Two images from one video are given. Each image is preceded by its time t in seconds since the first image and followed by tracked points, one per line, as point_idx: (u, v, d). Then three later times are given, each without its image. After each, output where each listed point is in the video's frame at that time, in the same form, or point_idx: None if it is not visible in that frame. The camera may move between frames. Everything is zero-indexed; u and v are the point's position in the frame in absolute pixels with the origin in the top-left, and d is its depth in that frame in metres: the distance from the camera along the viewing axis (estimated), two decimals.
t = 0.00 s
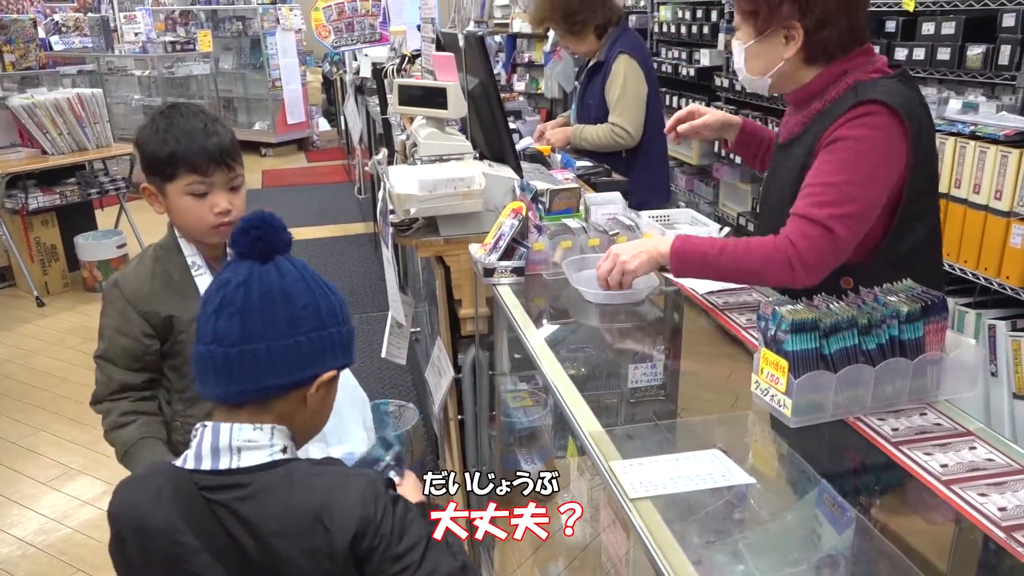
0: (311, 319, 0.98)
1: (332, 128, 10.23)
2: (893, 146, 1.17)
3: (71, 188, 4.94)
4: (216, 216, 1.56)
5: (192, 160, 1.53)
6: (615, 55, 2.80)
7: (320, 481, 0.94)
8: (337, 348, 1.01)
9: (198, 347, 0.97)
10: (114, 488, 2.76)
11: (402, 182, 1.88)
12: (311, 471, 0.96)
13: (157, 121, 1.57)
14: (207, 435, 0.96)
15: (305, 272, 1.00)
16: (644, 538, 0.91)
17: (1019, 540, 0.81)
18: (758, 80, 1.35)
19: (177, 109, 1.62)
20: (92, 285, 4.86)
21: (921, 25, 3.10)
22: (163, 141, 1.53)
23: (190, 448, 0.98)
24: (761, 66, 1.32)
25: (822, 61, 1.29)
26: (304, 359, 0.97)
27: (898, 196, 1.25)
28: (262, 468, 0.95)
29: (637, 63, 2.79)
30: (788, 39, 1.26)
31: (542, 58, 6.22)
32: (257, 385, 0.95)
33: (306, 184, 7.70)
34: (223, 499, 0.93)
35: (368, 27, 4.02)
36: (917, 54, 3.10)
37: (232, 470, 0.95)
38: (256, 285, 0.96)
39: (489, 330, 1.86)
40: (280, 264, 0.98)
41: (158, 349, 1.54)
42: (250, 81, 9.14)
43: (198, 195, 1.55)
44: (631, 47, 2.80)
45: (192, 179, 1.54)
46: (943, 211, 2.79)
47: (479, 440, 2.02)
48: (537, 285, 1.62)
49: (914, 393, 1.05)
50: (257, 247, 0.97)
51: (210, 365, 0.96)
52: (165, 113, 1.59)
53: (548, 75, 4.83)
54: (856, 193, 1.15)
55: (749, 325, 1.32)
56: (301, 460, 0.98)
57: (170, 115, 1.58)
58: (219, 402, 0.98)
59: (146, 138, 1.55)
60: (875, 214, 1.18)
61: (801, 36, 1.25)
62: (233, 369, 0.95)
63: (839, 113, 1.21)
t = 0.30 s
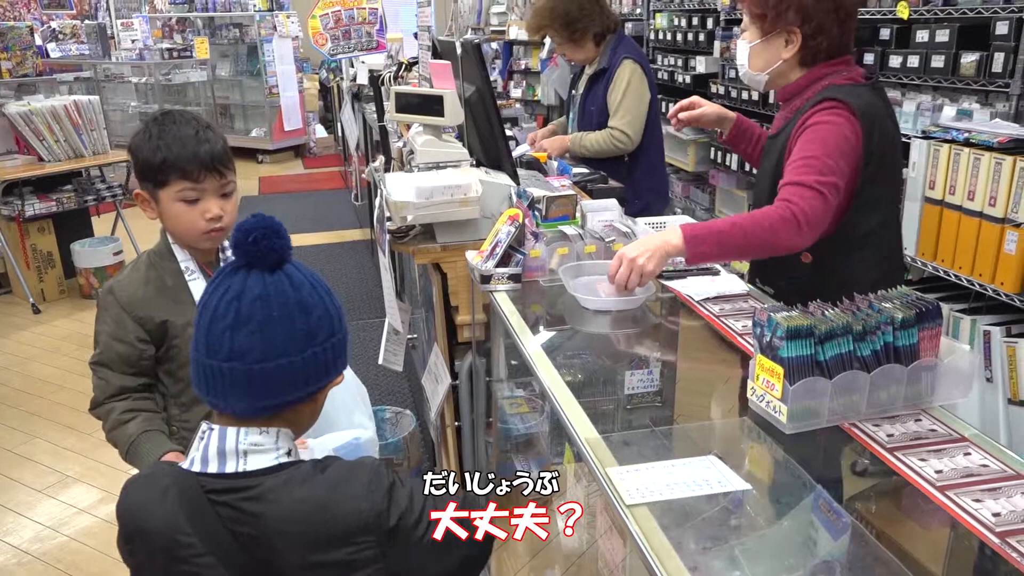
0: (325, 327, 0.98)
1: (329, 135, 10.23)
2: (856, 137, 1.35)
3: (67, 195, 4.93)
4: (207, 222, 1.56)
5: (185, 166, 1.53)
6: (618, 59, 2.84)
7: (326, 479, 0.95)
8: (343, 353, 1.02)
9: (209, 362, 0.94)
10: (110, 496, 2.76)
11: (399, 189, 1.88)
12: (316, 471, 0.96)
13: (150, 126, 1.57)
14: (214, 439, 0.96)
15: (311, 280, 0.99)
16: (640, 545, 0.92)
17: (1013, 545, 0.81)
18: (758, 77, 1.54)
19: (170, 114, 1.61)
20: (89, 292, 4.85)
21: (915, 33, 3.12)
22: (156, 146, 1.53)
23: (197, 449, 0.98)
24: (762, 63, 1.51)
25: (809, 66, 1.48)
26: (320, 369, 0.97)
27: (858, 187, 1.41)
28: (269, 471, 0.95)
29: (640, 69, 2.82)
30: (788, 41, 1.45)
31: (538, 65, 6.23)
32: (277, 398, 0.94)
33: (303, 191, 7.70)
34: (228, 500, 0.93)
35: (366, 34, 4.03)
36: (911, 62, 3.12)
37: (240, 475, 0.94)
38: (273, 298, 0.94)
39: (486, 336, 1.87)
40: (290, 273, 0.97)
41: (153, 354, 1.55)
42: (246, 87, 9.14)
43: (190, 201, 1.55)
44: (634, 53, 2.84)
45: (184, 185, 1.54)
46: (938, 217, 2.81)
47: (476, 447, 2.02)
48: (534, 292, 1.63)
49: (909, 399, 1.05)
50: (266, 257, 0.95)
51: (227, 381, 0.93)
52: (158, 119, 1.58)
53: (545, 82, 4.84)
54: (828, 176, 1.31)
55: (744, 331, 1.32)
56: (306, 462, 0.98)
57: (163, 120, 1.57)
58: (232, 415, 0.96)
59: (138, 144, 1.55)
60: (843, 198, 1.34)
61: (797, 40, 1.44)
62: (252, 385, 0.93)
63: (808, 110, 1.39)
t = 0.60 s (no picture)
0: (323, 324, 0.98)
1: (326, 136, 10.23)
2: (836, 114, 1.47)
3: (64, 197, 4.93)
4: (198, 225, 1.56)
5: (175, 169, 1.53)
6: (618, 54, 2.88)
7: (335, 477, 0.94)
8: (342, 350, 1.02)
9: (208, 362, 0.94)
10: (107, 498, 2.75)
11: (397, 190, 1.88)
12: (325, 469, 0.96)
13: (140, 129, 1.57)
14: (224, 442, 0.94)
15: (308, 276, 0.99)
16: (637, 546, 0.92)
17: (1011, 545, 0.81)
18: (740, 65, 1.68)
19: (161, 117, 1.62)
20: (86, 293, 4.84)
21: (911, 33, 3.12)
22: (146, 149, 1.53)
23: (207, 456, 0.96)
24: (746, 50, 1.64)
25: (786, 55, 1.62)
26: (320, 366, 0.97)
27: (835, 162, 1.53)
28: (280, 472, 0.94)
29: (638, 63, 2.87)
30: (770, 31, 1.59)
31: (535, 66, 6.23)
32: (278, 395, 0.94)
33: (300, 191, 7.70)
34: (244, 503, 0.91)
35: (363, 36, 4.03)
36: (907, 62, 3.13)
37: (251, 477, 0.93)
38: (268, 295, 0.93)
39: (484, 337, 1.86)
40: (286, 270, 0.96)
41: (145, 356, 1.54)
42: (243, 88, 9.13)
43: (180, 204, 1.55)
44: (633, 48, 2.89)
45: (174, 189, 1.54)
46: (935, 217, 2.81)
47: (474, 449, 2.01)
48: (531, 292, 1.63)
49: (906, 398, 1.04)
50: (261, 255, 0.95)
51: (226, 380, 0.93)
52: (148, 122, 1.59)
53: (542, 82, 4.83)
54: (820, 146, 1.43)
55: (742, 332, 1.26)
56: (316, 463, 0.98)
57: (154, 123, 1.58)
58: (235, 415, 0.96)
59: (128, 146, 1.55)
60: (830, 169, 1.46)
61: (779, 30, 1.58)
62: (251, 383, 0.93)
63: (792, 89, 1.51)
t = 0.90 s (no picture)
0: (332, 329, 0.98)
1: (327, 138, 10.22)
2: (796, 113, 1.66)
3: (64, 199, 4.92)
4: (189, 231, 1.55)
5: (163, 176, 1.52)
6: (610, 53, 2.91)
7: (345, 484, 0.93)
8: (351, 354, 1.02)
9: (216, 369, 0.94)
10: (107, 501, 2.75)
11: (396, 193, 1.88)
12: (337, 474, 0.95)
13: (130, 134, 1.57)
14: (233, 448, 0.94)
15: (315, 281, 0.99)
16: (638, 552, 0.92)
17: (1012, 549, 0.80)
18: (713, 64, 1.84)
19: (152, 122, 1.61)
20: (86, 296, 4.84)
21: (911, 36, 3.12)
22: (133, 155, 1.53)
23: (216, 461, 0.96)
24: (718, 51, 1.80)
25: (754, 52, 1.78)
26: (328, 371, 0.97)
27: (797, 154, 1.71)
28: (289, 478, 0.93)
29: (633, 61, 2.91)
30: (739, 31, 1.75)
31: (535, 68, 6.23)
32: (288, 401, 0.95)
33: (299, 194, 7.70)
34: (253, 509, 0.91)
35: (363, 39, 4.02)
36: (907, 65, 3.13)
37: (258, 482, 0.93)
38: (275, 301, 0.93)
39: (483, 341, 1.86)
40: (293, 276, 0.97)
41: (138, 361, 1.55)
42: (243, 91, 9.13)
43: (170, 210, 1.54)
44: (625, 47, 2.92)
45: (163, 195, 1.53)
46: (936, 220, 2.81)
47: (474, 452, 2.01)
48: (531, 296, 1.63)
49: (906, 403, 1.04)
50: (269, 261, 0.95)
51: (235, 387, 0.93)
52: (138, 127, 1.58)
53: (541, 85, 4.83)
54: (772, 141, 1.62)
55: (743, 335, 1.25)
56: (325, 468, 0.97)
57: (143, 128, 1.57)
58: (244, 421, 0.96)
59: (117, 152, 1.55)
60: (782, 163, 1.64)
61: (747, 30, 1.75)
62: (260, 389, 0.93)
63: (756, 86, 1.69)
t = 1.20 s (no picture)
0: (344, 329, 0.98)
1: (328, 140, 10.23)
2: (786, 108, 1.87)
3: (65, 200, 4.92)
4: (188, 234, 1.55)
5: (164, 178, 1.51)
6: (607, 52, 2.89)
7: (354, 490, 0.92)
8: (362, 354, 1.02)
9: (229, 372, 0.93)
10: (108, 502, 2.75)
11: (397, 195, 1.87)
12: (347, 481, 0.94)
13: (131, 135, 1.56)
14: (241, 450, 0.94)
15: (325, 282, 0.99)
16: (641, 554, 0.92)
17: (1017, 553, 0.80)
18: (694, 69, 2.02)
19: (154, 124, 1.60)
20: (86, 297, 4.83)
21: (913, 38, 3.12)
22: (134, 157, 1.52)
23: (223, 462, 0.95)
24: (697, 57, 2.00)
25: (728, 53, 1.99)
26: (340, 372, 0.97)
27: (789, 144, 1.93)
28: (297, 481, 0.93)
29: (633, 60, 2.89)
30: (715, 34, 1.96)
31: (536, 69, 6.23)
32: (303, 402, 0.94)
33: (301, 195, 7.70)
34: (259, 512, 0.90)
35: (364, 40, 4.02)
36: (909, 66, 3.13)
37: (264, 486, 0.92)
38: (287, 304, 0.93)
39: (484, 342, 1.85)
40: (304, 276, 0.96)
41: (135, 361, 1.55)
42: (244, 92, 9.13)
43: (170, 212, 1.54)
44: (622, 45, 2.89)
45: (164, 197, 1.53)
46: (939, 222, 2.80)
47: (476, 453, 2.01)
48: (533, 297, 1.62)
49: (911, 406, 1.03)
50: (281, 263, 0.95)
51: (248, 390, 0.93)
52: (139, 128, 1.57)
53: (543, 86, 4.82)
54: (769, 138, 1.85)
55: (744, 338, 1.26)
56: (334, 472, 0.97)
57: (144, 130, 1.56)
58: (254, 424, 0.95)
59: (118, 153, 1.54)
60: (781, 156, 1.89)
61: (723, 33, 1.96)
62: (275, 392, 0.92)
63: (745, 89, 1.89)
